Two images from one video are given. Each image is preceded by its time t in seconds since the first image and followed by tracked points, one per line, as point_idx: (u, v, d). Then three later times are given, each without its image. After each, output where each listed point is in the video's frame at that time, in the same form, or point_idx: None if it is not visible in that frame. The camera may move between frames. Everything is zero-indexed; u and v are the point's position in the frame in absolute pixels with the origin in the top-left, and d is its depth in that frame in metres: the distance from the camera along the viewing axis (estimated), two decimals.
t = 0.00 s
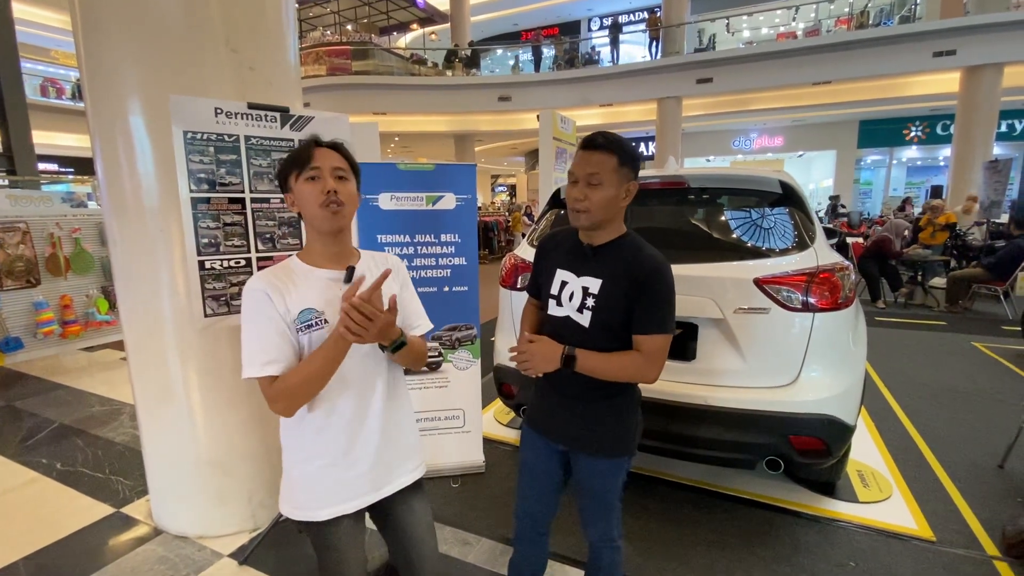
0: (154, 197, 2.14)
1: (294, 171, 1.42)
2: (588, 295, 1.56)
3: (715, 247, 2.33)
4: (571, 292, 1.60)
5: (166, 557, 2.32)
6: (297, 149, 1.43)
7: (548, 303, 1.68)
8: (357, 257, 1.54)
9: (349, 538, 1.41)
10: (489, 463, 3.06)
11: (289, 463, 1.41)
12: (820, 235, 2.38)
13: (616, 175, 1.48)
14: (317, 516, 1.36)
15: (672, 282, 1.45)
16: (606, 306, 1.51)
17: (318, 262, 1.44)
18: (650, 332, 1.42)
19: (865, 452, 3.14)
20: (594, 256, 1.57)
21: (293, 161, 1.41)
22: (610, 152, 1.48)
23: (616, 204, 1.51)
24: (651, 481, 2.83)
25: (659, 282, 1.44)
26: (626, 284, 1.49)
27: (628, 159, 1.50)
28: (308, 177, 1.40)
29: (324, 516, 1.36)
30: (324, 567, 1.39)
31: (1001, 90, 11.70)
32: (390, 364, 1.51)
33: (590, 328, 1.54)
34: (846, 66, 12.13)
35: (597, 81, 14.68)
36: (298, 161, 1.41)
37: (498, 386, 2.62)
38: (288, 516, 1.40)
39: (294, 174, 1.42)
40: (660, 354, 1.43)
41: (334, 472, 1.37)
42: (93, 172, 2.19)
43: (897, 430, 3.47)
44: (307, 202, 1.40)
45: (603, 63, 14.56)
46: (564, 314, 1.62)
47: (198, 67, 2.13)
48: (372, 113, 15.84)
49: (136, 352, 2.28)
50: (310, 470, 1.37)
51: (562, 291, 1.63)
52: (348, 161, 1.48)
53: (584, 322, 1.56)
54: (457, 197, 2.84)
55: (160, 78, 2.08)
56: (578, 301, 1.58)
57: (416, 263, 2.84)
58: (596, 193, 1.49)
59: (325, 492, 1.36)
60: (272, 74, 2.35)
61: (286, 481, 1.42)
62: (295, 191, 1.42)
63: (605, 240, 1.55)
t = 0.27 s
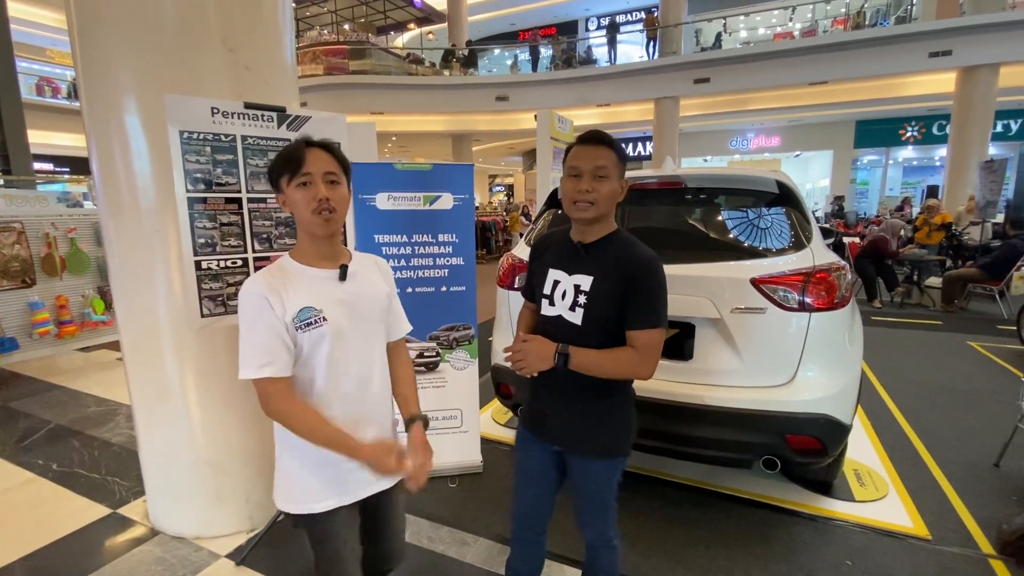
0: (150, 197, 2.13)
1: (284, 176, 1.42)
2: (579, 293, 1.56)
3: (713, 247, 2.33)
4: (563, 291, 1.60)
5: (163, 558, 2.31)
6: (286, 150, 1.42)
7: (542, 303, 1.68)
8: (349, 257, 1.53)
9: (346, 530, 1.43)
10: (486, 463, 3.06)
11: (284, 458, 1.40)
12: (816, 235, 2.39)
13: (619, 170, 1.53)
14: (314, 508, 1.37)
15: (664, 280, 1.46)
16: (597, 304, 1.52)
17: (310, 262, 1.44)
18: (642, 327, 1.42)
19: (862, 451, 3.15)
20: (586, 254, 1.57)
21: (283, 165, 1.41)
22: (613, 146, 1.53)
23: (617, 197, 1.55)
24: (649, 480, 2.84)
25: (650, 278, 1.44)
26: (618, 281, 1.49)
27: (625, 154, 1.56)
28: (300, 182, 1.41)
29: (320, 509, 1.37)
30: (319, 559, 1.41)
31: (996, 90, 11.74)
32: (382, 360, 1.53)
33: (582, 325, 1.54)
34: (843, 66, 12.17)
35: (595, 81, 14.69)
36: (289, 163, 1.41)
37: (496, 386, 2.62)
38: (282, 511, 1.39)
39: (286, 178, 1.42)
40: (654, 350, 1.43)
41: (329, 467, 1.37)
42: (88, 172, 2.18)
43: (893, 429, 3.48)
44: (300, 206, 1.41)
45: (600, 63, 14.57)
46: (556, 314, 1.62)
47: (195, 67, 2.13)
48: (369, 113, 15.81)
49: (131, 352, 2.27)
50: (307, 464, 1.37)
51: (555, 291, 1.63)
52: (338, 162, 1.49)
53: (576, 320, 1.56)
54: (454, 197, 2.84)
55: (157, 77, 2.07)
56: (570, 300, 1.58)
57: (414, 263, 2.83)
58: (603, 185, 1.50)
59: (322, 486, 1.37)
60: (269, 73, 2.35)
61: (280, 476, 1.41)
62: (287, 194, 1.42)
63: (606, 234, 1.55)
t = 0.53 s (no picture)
0: (146, 197, 2.13)
1: (296, 175, 1.43)
2: (575, 291, 1.56)
3: (710, 247, 2.33)
4: (559, 290, 1.59)
5: (159, 559, 2.30)
6: (297, 150, 1.44)
7: (537, 303, 1.67)
8: (341, 257, 1.58)
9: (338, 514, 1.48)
10: (484, 463, 3.06)
11: (273, 448, 1.43)
12: (813, 234, 2.40)
13: (611, 170, 1.54)
14: (306, 497, 1.40)
15: (660, 278, 1.46)
16: (593, 302, 1.52)
17: (308, 260, 1.47)
18: (639, 325, 1.43)
19: (858, 450, 3.17)
20: (580, 253, 1.57)
21: (294, 164, 1.43)
22: (602, 144, 1.53)
23: (609, 196, 1.56)
24: (646, 479, 2.84)
25: (646, 276, 1.45)
26: (615, 281, 1.49)
27: (614, 151, 1.57)
28: (314, 184, 1.44)
29: (309, 498, 1.41)
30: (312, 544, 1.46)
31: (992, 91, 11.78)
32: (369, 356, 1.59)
33: (578, 323, 1.54)
34: (839, 67, 12.20)
35: (592, 81, 14.69)
36: (300, 163, 1.43)
37: (493, 385, 2.63)
38: (273, 501, 1.42)
39: (296, 178, 1.43)
40: (649, 347, 1.43)
41: (318, 458, 1.41)
42: (85, 171, 2.17)
43: (889, 428, 3.50)
44: (308, 205, 1.43)
45: (598, 63, 14.57)
46: (552, 313, 1.61)
47: (191, 66, 2.12)
48: (366, 113, 15.77)
49: (127, 353, 2.26)
50: (298, 455, 1.40)
51: (550, 290, 1.63)
52: (343, 166, 1.53)
53: (572, 319, 1.56)
54: (452, 197, 2.84)
55: (153, 77, 2.07)
56: (566, 298, 1.58)
57: (411, 263, 2.83)
58: (597, 185, 1.51)
59: (312, 476, 1.40)
60: (266, 73, 2.34)
61: (269, 467, 1.43)
62: (295, 194, 1.44)
63: (601, 234, 1.56)
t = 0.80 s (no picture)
0: (142, 197, 2.12)
1: (289, 179, 1.43)
2: (572, 292, 1.56)
3: (708, 247, 2.34)
4: (556, 291, 1.59)
5: (155, 561, 2.29)
6: (288, 154, 1.44)
7: (534, 303, 1.67)
8: (326, 258, 1.58)
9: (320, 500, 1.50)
10: (482, 463, 3.06)
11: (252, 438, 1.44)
12: (809, 234, 2.40)
13: (604, 172, 1.53)
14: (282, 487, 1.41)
15: (656, 277, 1.47)
16: (591, 302, 1.51)
17: (295, 260, 1.46)
18: (636, 325, 1.43)
19: (854, 449, 3.18)
20: (577, 254, 1.57)
21: (287, 167, 1.42)
22: (594, 147, 1.53)
23: (604, 199, 1.56)
24: (644, 478, 2.85)
25: (643, 276, 1.45)
26: (611, 280, 1.49)
27: (606, 154, 1.56)
28: (305, 187, 1.44)
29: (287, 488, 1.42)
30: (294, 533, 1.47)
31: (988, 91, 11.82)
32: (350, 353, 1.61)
33: (576, 324, 1.53)
34: (836, 67, 12.24)
35: (589, 81, 14.70)
36: (292, 167, 1.43)
37: (491, 385, 2.63)
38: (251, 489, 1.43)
39: (287, 182, 1.43)
40: (647, 348, 1.44)
41: (298, 449, 1.43)
42: (80, 171, 2.16)
43: (885, 427, 3.51)
44: (300, 208, 1.43)
45: (595, 63, 14.59)
46: (549, 314, 1.61)
47: (187, 66, 2.12)
48: (364, 112, 15.75)
49: (123, 353, 2.25)
50: (277, 446, 1.41)
51: (547, 291, 1.63)
52: (333, 170, 1.54)
53: (570, 320, 1.56)
54: (449, 196, 2.84)
55: (149, 76, 2.06)
56: (563, 300, 1.58)
57: (409, 263, 2.82)
58: (591, 190, 1.51)
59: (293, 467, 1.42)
60: (263, 72, 2.34)
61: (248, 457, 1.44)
62: (285, 197, 1.44)
63: (597, 237, 1.56)
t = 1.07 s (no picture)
0: (138, 196, 2.11)
1: (262, 180, 1.42)
2: (567, 293, 1.55)
3: (704, 247, 2.34)
4: (551, 291, 1.59)
5: (151, 561, 2.28)
6: (265, 154, 1.43)
7: (529, 303, 1.67)
8: (309, 254, 1.57)
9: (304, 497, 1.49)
10: (479, 463, 3.06)
11: (241, 431, 1.46)
12: (806, 233, 2.40)
13: (597, 170, 1.53)
14: (271, 479, 1.43)
15: (652, 276, 1.46)
16: (586, 301, 1.51)
17: (276, 256, 1.47)
18: (633, 326, 1.43)
19: (851, 447, 3.18)
20: (571, 254, 1.57)
21: (262, 168, 1.42)
22: (587, 144, 1.52)
23: (597, 198, 1.55)
24: (641, 478, 2.85)
25: (638, 276, 1.45)
26: (606, 279, 1.49)
27: (599, 152, 1.56)
28: (278, 189, 1.43)
29: (277, 480, 1.43)
30: (275, 527, 1.47)
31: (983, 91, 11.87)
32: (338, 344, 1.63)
33: (572, 324, 1.53)
34: (833, 67, 12.27)
35: (587, 81, 14.71)
36: (269, 167, 1.42)
37: (487, 385, 2.62)
38: (238, 483, 1.44)
39: (263, 182, 1.43)
40: (644, 348, 1.44)
41: (288, 438, 1.45)
42: (75, 171, 2.15)
43: (881, 425, 3.52)
44: (274, 210, 1.43)
45: (592, 63, 14.59)
46: (544, 314, 1.60)
47: (182, 64, 2.11)
48: (361, 112, 15.72)
49: (118, 353, 2.24)
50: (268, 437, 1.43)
51: (542, 291, 1.62)
52: (311, 169, 1.53)
53: (565, 320, 1.55)
54: (446, 196, 2.83)
55: (144, 75, 2.05)
56: (558, 300, 1.57)
57: (405, 262, 2.82)
58: (583, 189, 1.51)
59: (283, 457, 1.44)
60: (258, 71, 2.32)
61: (237, 450, 1.45)
62: (261, 198, 1.44)
63: (590, 236, 1.56)
